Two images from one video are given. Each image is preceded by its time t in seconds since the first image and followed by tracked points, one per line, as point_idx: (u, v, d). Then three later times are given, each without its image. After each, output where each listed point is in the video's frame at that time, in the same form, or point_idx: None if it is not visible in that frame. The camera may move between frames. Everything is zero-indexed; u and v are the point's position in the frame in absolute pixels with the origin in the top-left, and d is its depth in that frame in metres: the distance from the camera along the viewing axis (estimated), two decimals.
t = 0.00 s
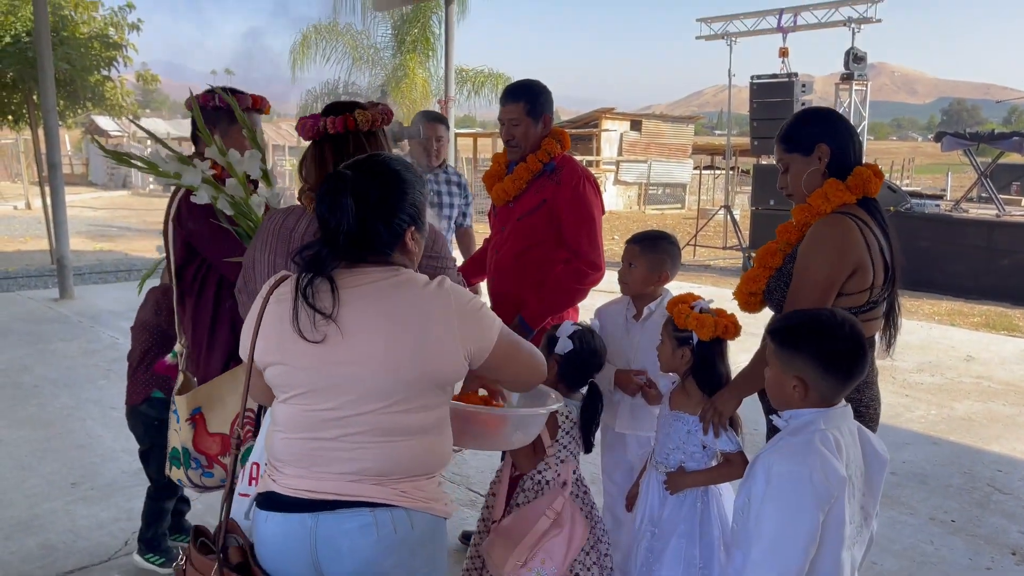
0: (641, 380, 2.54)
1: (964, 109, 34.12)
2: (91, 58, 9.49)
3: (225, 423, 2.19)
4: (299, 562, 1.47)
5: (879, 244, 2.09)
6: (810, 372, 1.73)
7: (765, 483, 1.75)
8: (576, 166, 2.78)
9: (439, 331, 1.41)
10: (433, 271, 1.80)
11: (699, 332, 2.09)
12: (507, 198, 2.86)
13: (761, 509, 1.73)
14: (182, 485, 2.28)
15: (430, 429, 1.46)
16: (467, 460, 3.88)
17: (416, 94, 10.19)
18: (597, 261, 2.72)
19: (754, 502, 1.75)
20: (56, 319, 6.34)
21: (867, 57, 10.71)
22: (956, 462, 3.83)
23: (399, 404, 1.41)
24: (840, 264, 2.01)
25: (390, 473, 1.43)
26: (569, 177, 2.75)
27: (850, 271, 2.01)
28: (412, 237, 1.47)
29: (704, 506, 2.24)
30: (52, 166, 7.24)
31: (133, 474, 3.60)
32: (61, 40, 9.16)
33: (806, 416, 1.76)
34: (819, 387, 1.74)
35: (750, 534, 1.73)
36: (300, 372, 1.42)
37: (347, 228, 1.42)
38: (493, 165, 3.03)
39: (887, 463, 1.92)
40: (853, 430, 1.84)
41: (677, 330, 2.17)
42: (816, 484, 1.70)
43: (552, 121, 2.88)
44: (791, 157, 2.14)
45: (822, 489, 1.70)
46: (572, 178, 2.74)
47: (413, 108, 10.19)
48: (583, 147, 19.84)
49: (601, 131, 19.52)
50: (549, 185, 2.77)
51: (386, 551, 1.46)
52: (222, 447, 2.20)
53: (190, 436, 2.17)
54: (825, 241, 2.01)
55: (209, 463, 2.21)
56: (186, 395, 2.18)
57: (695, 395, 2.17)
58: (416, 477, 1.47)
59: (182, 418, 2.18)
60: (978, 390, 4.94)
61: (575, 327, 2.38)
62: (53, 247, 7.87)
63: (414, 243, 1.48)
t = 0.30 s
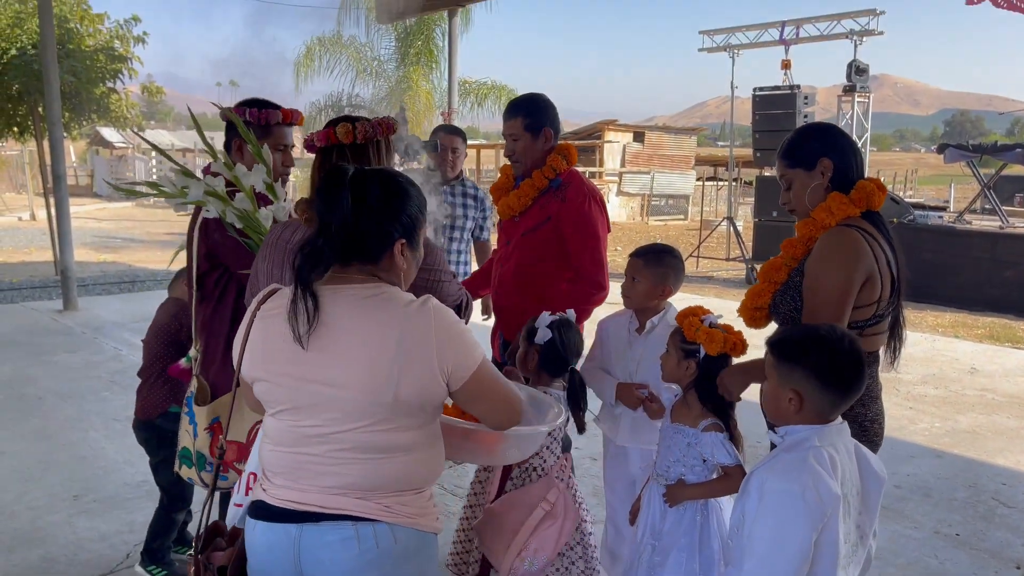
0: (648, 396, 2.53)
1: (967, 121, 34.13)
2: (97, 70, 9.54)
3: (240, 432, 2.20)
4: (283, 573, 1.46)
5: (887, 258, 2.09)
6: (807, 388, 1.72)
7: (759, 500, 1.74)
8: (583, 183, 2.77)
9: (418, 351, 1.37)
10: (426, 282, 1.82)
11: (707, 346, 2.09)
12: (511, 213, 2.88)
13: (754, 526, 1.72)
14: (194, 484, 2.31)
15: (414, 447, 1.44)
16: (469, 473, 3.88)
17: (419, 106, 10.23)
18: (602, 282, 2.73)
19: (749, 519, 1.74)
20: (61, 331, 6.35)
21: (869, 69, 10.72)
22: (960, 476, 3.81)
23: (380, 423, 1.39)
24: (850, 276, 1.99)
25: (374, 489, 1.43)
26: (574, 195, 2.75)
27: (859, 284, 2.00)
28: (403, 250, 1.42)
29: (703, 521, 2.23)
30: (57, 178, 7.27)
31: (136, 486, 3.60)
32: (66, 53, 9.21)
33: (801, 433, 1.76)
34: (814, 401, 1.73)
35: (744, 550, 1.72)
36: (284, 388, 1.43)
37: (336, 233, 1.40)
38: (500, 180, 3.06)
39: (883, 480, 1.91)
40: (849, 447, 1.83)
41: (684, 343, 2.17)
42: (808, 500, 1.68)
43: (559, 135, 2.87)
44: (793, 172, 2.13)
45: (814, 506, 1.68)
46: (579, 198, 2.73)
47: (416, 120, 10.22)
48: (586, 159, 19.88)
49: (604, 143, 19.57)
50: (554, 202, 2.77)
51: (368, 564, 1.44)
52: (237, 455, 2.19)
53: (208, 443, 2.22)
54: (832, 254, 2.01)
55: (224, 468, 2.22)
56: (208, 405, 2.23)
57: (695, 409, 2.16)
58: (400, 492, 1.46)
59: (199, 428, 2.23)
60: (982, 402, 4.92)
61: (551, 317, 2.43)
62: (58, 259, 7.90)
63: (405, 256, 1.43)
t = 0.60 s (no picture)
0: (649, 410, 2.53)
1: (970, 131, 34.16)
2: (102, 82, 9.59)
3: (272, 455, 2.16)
4: None
5: (891, 272, 2.09)
6: (801, 407, 1.73)
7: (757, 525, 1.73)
8: (590, 202, 2.79)
9: (395, 369, 1.36)
10: (424, 296, 1.78)
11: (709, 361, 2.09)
12: (517, 229, 2.90)
13: (752, 550, 1.71)
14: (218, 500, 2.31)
15: (397, 463, 1.43)
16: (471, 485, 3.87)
17: (422, 118, 10.26)
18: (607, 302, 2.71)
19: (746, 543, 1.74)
20: (64, 343, 6.36)
21: (872, 81, 10.73)
22: (964, 489, 3.79)
23: (360, 441, 1.38)
24: (854, 288, 1.98)
25: (356, 505, 1.42)
26: (580, 213, 2.76)
27: (863, 298, 1.99)
28: (382, 264, 1.41)
29: (701, 536, 2.21)
30: (61, 190, 7.30)
31: (138, 499, 3.59)
32: (71, 65, 9.26)
33: (797, 455, 1.74)
34: (808, 420, 1.73)
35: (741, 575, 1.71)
36: (266, 405, 1.43)
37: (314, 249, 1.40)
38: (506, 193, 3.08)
39: (881, 501, 1.90)
40: (847, 469, 1.82)
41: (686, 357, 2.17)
42: (804, 526, 1.67)
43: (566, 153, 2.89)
44: (802, 181, 2.14)
45: (812, 532, 1.67)
46: (585, 216, 2.75)
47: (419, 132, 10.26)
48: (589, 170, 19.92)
49: (607, 154, 19.63)
50: (560, 220, 2.79)
51: None
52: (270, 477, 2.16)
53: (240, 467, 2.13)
54: (837, 267, 2.01)
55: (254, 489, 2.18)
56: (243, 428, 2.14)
57: (694, 423, 2.16)
58: (385, 509, 1.45)
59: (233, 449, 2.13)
60: (986, 415, 4.91)
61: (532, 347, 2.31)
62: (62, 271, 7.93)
63: (384, 271, 1.42)
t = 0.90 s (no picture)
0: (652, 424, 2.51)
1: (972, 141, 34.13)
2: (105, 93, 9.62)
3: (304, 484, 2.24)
4: None
5: (888, 288, 2.08)
6: (794, 429, 1.72)
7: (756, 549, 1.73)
8: (594, 217, 2.78)
9: (380, 389, 1.34)
10: (414, 316, 1.79)
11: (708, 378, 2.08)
12: (521, 245, 2.88)
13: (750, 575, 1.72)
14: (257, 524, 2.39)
15: (387, 482, 1.42)
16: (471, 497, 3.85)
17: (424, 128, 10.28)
18: (613, 317, 2.68)
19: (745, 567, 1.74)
20: (66, 353, 6.35)
21: (873, 91, 10.72)
22: (967, 503, 3.77)
23: (348, 460, 1.37)
24: (853, 303, 1.97)
25: (347, 523, 1.41)
26: (585, 229, 2.75)
27: (860, 313, 1.98)
28: (367, 280, 1.40)
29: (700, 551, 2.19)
30: (64, 201, 7.31)
31: (137, 511, 3.58)
32: (74, 76, 9.29)
33: (796, 478, 1.74)
34: (803, 442, 1.72)
35: None
36: (255, 424, 1.43)
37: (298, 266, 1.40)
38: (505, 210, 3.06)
39: (881, 521, 1.89)
40: (847, 491, 1.81)
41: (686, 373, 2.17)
42: (803, 551, 1.67)
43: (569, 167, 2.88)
44: (812, 186, 2.14)
45: (811, 558, 1.67)
46: (590, 230, 2.74)
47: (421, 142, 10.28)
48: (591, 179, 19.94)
49: (610, 164, 19.66)
50: (565, 236, 2.78)
51: None
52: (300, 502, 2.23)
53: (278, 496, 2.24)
54: (837, 279, 2.00)
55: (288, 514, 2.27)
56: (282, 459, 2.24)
57: (694, 439, 2.14)
58: (375, 527, 1.44)
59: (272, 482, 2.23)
60: (990, 427, 4.88)
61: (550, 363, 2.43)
62: (64, 281, 7.94)
63: (370, 287, 1.41)
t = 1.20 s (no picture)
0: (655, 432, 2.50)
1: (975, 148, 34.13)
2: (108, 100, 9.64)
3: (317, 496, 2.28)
4: None
5: (886, 295, 2.07)
6: (791, 438, 1.73)
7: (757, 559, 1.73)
8: (597, 225, 2.80)
9: (366, 396, 1.34)
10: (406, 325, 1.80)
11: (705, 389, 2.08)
12: (522, 250, 2.85)
13: None
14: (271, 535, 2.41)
15: (375, 491, 1.41)
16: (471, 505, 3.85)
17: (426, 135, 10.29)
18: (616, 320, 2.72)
19: None
20: (68, 360, 6.36)
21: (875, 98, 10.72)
22: (969, 511, 3.75)
23: (336, 469, 1.37)
24: (851, 311, 1.97)
25: (335, 534, 1.41)
26: (589, 235, 2.78)
27: (859, 320, 1.97)
28: (354, 287, 1.41)
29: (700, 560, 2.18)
30: (66, 208, 7.32)
31: (136, 518, 3.58)
32: (77, 83, 9.31)
33: (796, 487, 1.73)
34: (798, 451, 1.72)
35: None
36: (242, 432, 1.43)
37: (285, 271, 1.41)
38: (502, 215, 3.05)
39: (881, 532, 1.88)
40: (847, 501, 1.80)
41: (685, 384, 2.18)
42: (803, 561, 1.67)
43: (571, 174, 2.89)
44: (810, 195, 2.14)
45: (811, 568, 1.66)
46: (594, 237, 2.77)
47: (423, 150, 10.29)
48: (593, 187, 19.95)
49: (612, 171, 19.68)
50: (569, 242, 2.80)
51: None
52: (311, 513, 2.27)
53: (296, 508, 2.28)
54: (835, 287, 2.00)
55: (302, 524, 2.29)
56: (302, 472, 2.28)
57: (695, 448, 2.14)
58: (363, 537, 1.43)
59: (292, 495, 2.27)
60: (992, 435, 4.86)
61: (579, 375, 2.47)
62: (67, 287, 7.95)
63: (357, 293, 1.42)
